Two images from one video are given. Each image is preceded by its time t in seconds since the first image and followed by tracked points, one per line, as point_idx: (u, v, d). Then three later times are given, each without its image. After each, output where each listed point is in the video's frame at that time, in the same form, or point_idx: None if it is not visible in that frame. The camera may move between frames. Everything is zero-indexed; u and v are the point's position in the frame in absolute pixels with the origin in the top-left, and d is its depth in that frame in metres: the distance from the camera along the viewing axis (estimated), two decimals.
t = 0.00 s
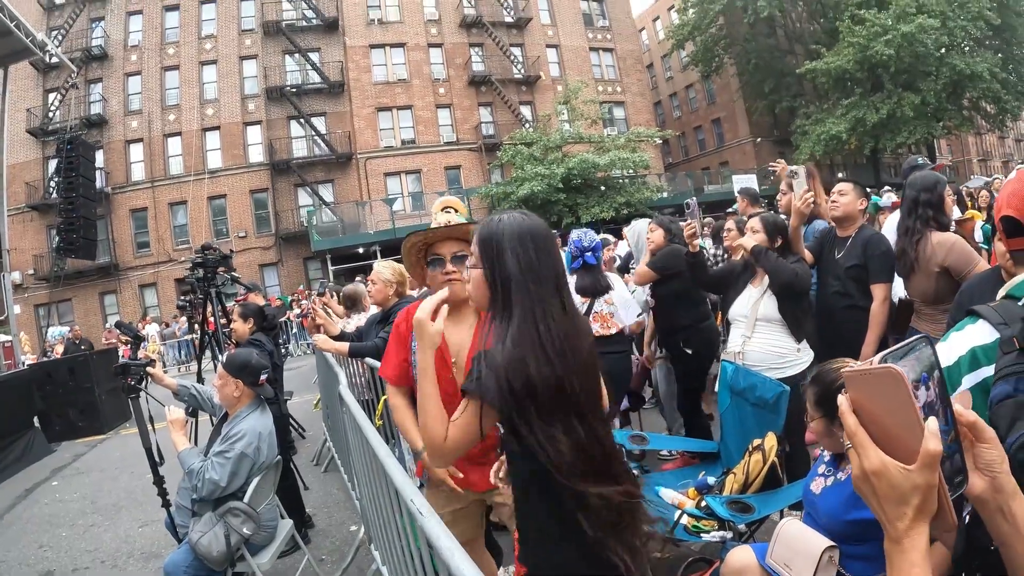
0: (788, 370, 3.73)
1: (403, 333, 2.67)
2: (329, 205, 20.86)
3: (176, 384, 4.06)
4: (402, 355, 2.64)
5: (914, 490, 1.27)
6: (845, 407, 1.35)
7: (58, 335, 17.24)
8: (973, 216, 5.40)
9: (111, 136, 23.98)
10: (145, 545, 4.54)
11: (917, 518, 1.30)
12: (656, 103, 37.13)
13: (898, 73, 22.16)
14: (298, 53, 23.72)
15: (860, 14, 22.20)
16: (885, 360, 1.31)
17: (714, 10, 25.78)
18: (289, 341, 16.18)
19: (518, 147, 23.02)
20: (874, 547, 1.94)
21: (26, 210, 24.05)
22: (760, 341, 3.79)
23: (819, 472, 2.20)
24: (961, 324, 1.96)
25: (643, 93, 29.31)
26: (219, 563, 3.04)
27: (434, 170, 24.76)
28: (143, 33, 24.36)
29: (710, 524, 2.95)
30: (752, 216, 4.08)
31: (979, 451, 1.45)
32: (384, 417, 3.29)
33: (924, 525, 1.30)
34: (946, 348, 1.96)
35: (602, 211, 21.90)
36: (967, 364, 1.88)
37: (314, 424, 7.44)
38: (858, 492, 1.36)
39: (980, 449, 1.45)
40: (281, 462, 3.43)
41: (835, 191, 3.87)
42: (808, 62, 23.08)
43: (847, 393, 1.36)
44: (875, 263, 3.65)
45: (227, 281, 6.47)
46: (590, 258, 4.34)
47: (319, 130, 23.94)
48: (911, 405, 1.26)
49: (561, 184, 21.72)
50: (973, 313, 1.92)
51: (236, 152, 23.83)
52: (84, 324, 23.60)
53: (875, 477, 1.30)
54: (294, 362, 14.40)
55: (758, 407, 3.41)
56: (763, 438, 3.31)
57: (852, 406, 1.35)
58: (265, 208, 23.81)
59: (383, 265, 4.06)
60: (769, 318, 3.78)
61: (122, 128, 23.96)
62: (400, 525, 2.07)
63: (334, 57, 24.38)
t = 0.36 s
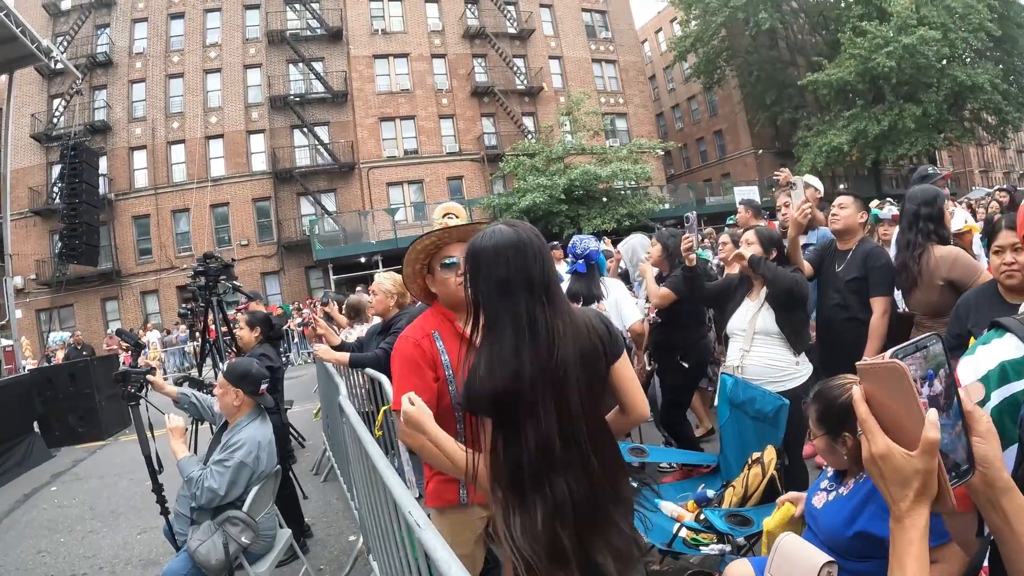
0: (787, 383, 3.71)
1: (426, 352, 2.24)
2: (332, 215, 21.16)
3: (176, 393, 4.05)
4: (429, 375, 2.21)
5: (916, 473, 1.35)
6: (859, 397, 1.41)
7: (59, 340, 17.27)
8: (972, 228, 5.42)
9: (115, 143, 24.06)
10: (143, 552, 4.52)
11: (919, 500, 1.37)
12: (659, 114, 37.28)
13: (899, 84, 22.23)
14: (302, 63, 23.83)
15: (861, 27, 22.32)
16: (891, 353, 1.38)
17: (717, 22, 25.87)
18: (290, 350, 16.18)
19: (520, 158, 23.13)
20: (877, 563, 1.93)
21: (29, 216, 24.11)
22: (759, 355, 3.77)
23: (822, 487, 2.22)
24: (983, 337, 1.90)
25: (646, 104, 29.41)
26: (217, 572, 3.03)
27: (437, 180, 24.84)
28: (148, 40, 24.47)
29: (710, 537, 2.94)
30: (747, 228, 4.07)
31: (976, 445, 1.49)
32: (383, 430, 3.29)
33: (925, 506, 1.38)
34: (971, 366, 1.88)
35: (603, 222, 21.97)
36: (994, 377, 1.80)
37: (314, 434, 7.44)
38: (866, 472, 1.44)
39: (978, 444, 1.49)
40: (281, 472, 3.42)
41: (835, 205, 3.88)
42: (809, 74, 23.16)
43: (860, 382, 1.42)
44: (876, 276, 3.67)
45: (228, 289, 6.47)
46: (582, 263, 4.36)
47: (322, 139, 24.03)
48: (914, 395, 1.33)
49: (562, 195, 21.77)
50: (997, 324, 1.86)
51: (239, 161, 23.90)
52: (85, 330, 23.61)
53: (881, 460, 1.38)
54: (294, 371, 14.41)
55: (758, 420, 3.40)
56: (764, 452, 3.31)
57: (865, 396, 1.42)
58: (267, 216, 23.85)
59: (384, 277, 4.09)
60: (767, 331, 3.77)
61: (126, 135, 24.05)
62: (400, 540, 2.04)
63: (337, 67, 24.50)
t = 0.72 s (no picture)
0: (789, 393, 3.72)
1: (432, 363, 2.31)
2: (337, 217, 21.48)
3: (178, 391, 4.06)
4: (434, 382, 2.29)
5: (917, 446, 1.53)
6: (877, 375, 1.58)
7: (62, 335, 17.32)
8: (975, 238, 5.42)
9: (121, 140, 24.13)
10: (141, 549, 4.53)
11: (918, 472, 1.54)
12: (665, 119, 37.30)
13: (905, 92, 22.20)
14: (309, 63, 23.90)
15: (868, 35, 22.33)
16: (898, 334, 1.57)
17: (724, 28, 25.83)
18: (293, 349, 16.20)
19: (526, 162, 23.16)
20: None
21: (34, 211, 24.18)
22: (761, 364, 3.78)
23: (823, 499, 2.18)
24: None
25: (652, 109, 29.40)
26: (216, 570, 3.03)
27: (442, 183, 24.90)
28: (156, 38, 24.55)
29: (709, 544, 2.95)
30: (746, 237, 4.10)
31: (991, 429, 1.83)
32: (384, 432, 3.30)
33: (924, 478, 1.54)
34: None
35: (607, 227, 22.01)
36: None
37: (315, 434, 7.44)
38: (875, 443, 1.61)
39: (993, 427, 1.83)
40: (281, 471, 3.42)
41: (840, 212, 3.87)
42: (816, 81, 23.14)
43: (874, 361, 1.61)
44: (880, 284, 3.66)
45: (232, 288, 6.48)
46: (588, 275, 4.38)
47: (328, 140, 24.08)
48: (920, 377, 1.50)
49: (568, 200, 21.79)
50: None
51: (245, 160, 23.96)
52: (89, 326, 23.67)
53: (888, 431, 1.56)
54: (296, 370, 14.44)
55: (758, 426, 3.40)
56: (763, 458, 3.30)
57: (881, 372, 1.59)
58: (272, 216, 23.89)
59: (387, 279, 4.11)
60: (769, 340, 3.79)
61: (132, 132, 24.12)
62: (398, 545, 2.01)
63: (344, 68, 24.54)
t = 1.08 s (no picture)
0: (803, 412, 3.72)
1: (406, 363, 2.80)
2: (357, 219, 21.54)
3: (193, 386, 4.09)
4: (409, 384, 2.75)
5: (915, 448, 1.51)
6: (886, 373, 1.59)
7: (82, 327, 17.53)
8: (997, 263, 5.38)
9: (146, 137, 24.43)
10: (151, 541, 4.56)
11: (909, 475, 1.51)
12: (689, 132, 37.18)
13: (929, 110, 22.02)
14: (334, 67, 24.10)
15: (894, 51, 22.16)
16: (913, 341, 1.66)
17: (749, 41, 25.77)
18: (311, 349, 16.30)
19: (547, 170, 23.20)
20: None
21: (58, 204, 24.48)
22: (777, 382, 3.74)
23: (836, 519, 2.14)
24: None
25: (675, 121, 29.30)
26: (224, 566, 3.05)
27: (463, 189, 24.96)
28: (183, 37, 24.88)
29: (718, 561, 2.96)
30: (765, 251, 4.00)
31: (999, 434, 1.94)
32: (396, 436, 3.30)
33: (913, 482, 1.51)
34: None
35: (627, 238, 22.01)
36: None
37: (328, 435, 7.47)
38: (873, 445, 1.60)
39: (1000, 432, 1.95)
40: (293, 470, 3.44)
41: (858, 231, 3.92)
42: (839, 96, 22.95)
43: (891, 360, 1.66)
44: (899, 303, 3.68)
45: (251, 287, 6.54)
46: (606, 278, 4.38)
47: (352, 143, 24.23)
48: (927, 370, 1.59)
49: (588, 210, 21.80)
50: None
51: (268, 160, 24.20)
52: (108, 319, 23.89)
53: (888, 431, 1.54)
54: (312, 371, 14.54)
55: (772, 444, 3.36)
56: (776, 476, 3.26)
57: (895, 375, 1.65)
58: (293, 216, 24.09)
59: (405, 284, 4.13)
60: (789, 359, 3.74)
61: (157, 129, 24.41)
62: (406, 547, 2.03)
63: (369, 72, 24.70)
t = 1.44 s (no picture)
0: (842, 440, 3.56)
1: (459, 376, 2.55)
2: (413, 214, 21.88)
3: (241, 380, 4.21)
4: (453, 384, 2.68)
5: (943, 515, 1.57)
6: (928, 436, 1.62)
7: (141, 310, 18.24)
8: None
9: (208, 127, 25.15)
10: (192, 524, 4.73)
11: (935, 538, 1.58)
12: (747, 135, 36.46)
13: (997, 119, 21.25)
14: (393, 62, 24.38)
15: (960, 57, 21.39)
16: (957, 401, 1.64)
17: (811, 43, 25.22)
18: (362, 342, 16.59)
19: (604, 171, 23.15)
20: None
21: (121, 190, 25.33)
22: (817, 408, 3.62)
23: (863, 560, 2.14)
24: None
25: (732, 124, 28.84)
26: (260, 557, 3.14)
27: (520, 187, 25.00)
28: (246, 31, 25.54)
29: None
30: (815, 271, 3.93)
31: None
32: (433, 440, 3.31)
33: (937, 546, 1.58)
34: None
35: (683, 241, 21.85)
36: None
37: (372, 428, 7.61)
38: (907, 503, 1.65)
39: None
40: (332, 467, 3.52)
41: (908, 254, 3.79)
42: (902, 102, 22.22)
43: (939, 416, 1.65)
44: (947, 329, 3.56)
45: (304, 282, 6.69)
46: (639, 294, 4.29)
47: (410, 138, 24.56)
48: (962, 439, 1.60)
49: (644, 212, 21.68)
50: None
51: (327, 153, 24.72)
52: (166, 302, 24.58)
53: (925, 494, 1.58)
54: (361, 364, 14.79)
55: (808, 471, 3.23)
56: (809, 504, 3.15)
57: (936, 438, 1.62)
58: (350, 209, 24.54)
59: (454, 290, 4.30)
60: (832, 385, 3.60)
61: (219, 120, 25.12)
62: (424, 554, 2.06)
63: (429, 68, 24.99)
